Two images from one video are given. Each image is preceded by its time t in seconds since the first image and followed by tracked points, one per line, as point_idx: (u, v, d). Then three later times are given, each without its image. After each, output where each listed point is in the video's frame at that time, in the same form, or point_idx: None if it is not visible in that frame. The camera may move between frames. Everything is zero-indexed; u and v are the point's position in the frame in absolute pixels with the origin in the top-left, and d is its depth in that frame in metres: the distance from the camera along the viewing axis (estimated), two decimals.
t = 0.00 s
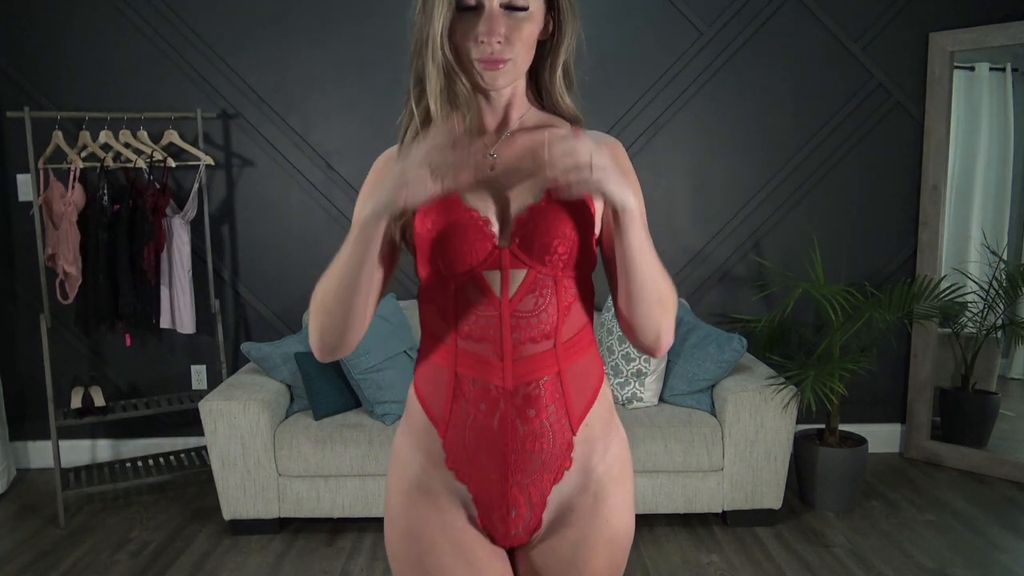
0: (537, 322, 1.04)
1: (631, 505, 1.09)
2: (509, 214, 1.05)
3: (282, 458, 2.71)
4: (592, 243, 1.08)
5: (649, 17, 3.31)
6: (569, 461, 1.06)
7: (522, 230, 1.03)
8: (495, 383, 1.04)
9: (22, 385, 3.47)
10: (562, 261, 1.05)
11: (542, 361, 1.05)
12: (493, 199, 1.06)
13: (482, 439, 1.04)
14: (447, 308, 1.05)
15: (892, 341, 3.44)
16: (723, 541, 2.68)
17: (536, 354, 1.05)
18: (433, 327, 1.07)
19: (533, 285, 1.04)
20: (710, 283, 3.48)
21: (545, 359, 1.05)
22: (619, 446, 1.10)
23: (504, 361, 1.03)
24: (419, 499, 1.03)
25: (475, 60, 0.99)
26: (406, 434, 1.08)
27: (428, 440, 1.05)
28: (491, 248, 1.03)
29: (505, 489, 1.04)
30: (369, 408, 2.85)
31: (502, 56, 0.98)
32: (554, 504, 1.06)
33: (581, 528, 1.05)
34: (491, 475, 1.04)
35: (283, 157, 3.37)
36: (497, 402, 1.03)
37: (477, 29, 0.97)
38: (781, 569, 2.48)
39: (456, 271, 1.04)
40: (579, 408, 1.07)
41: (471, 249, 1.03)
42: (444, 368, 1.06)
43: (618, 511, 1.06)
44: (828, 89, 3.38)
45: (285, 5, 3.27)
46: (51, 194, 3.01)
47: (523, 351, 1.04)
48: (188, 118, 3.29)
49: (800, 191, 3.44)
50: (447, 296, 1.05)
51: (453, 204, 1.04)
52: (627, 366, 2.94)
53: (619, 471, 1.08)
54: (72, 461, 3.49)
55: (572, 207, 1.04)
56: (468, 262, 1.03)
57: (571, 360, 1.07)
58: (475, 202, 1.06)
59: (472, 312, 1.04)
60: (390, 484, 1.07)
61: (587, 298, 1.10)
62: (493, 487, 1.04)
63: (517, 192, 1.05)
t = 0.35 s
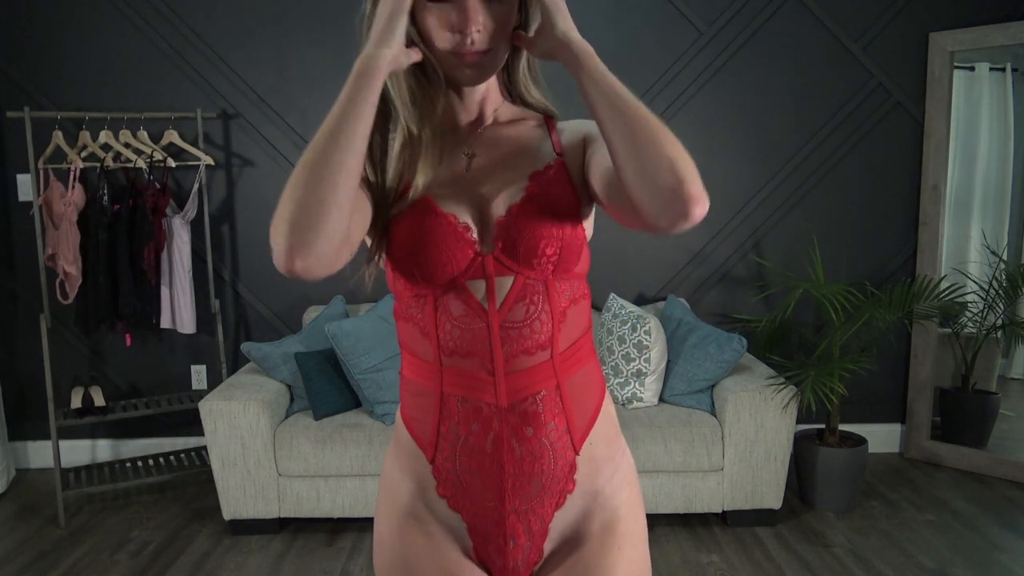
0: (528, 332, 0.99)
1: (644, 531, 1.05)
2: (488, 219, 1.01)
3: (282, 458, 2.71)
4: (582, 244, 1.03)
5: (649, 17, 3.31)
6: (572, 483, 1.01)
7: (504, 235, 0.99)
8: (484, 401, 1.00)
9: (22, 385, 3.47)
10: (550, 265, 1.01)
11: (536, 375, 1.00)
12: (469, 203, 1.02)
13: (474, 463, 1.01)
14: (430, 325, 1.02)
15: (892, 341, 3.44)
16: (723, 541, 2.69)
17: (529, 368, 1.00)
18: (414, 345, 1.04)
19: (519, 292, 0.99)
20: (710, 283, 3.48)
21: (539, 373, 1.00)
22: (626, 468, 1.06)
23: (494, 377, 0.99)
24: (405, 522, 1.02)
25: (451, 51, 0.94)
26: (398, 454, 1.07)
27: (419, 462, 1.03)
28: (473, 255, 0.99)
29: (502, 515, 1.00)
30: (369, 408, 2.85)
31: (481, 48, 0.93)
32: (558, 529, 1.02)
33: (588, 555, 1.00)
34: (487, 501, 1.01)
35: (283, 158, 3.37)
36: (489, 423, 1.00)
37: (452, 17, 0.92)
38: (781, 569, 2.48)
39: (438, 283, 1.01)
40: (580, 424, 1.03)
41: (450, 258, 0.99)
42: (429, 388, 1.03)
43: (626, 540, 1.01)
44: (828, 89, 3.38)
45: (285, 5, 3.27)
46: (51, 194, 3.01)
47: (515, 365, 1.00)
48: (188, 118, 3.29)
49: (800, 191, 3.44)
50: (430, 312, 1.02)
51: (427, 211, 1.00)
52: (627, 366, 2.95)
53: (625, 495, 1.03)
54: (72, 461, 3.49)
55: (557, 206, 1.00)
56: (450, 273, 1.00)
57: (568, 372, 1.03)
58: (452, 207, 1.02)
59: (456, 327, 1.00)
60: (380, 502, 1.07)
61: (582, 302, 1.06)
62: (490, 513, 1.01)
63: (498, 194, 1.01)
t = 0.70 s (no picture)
0: (530, 347, 0.99)
1: (650, 546, 1.06)
2: (486, 226, 1.00)
3: (282, 458, 2.71)
4: (586, 253, 1.02)
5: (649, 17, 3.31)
6: (574, 504, 1.01)
7: (504, 243, 0.98)
8: (486, 419, 0.99)
9: (22, 385, 3.47)
10: (554, 275, 1.00)
11: (539, 393, 1.00)
12: (468, 205, 1.01)
13: (472, 485, 1.00)
14: (426, 337, 1.00)
15: (892, 341, 3.44)
16: (723, 541, 2.68)
17: (532, 386, 1.00)
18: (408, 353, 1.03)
19: (521, 305, 0.99)
20: (710, 283, 3.48)
21: (542, 391, 1.00)
22: (630, 483, 1.07)
23: (494, 396, 0.98)
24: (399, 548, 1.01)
25: (451, 25, 0.93)
26: (391, 471, 1.06)
27: (415, 482, 1.02)
28: (473, 261, 0.98)
29: (501, 538, 1.00)
30: (369, 408, 2.85)
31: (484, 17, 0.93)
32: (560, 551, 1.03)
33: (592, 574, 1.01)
34: (486, 525, 1.00)
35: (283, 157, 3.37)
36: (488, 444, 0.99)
37: None
38: (781, 569, 2.48)
39: (435, 293, 1.00)
40: (583, 444, 1.02)
41: (448, 266, 0.98)
42: (426, 405, 1.02)
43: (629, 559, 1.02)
44: (828, 89, 3.38)
45: (286, 5, 3.27)
46: (50, 194, 3.00)
47: (516, 382, 0.99)
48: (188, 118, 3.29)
49: (800, 191, 3.44)
50: (427, 323, 1.00)
51: (425, 217, 0.99)
52: (627, 366, 2.95)
53: (631, 512, 1.04)
54: (72, 461, 3.49)
55: (561, 215, 0.99)
56: (449, 283, 0.99)
57: (572, 389, 1.02)
58: (450, 210, 1.00)
59: (455, 340, 0.99)
60: (373, 521, 1.06)
61: (585, 313, 1.05)
62: (489, 537, 1.00)
63: (497, 198, 1.01)
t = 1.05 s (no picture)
0: (533, 355, 0.99)
1: (652, 554, 1.08)
2: (491, 228, 1.00)
3: (282, 458, 2.71)
4: (590, 260, 1.03)
5: (650, 17, 3.30)
6: (576, 518, 1.02)
7: (511, 244, 0.98)
8: (487, 430, 0.98)
9: (22, 385, 3.47)
10: (559, 280, 1.00)
11: (541, 405, 1.00)
12: (473, 203, 1.01)
13: (471, 501, 0.99)
14: (424, 342, 0.99)
15: (892, 341, 3.44)
16: (723, 541, 2.68)
17: (534, 398, 0.99)
18: (404, 358, 1.01)
19: (524, 312, 0.99)
20: (710, 283, 3.48)
21: (544, 402, 1.00)
22: (632, 491, 1.08)
23: (496, 408, 0.98)
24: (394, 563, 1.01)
25: (455, 24, 0.94)
26: (383, 483, 1.05)
27: (411, 495, 1.01)
28: (476, 262, 0.98)
29: (501, 555, 0.99)
30: (369, 408, 2.85)
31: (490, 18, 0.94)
32: (560, 567, 1.03)
33: None
34: (485, 541, 1.00)
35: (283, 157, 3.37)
36: (489, 459, 0.98)
37: None
38: (781, 569, 2.48)
39: (436, 295, 0.98)
40: (584, 456, 1.03)
41: (451, 268, 0.97)
42: (423, 416, 1.00)
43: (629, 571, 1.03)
44: (828, 90, 3.38)
45: (285, 4, 3.27)
46: (50, 194, 3.00)
47: (519, 394, 0.99)
48: (188, 118, 3.29)
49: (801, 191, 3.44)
50: (426, 327, 0.99)
51: (428, 215, 0.98)
52: (627, 366, 2.95)
53: (633, 521, 1.05)
54: (72, 461, 3.49)
55: (567, 220, 0.99)
56: (450, 286, 0.98)
57: (573, 401, 1.02)
58: (455, 209, 1.00)
59: (455, 347, 0.98)
60: (365, 533, 1.05)
61: (587, 322, 1.06)
62: (488, 553, 1.00)
63: (503, 198, 1.01)
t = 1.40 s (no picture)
0: (533, 362, 0.99)
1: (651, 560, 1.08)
2: (492, 233, 0.99)
3: (282, 458, 2.71)
4: (591, 265, 1.03)
5: (650, 17, 3.30)
6: (574, 526, 1.02)
7: (512, 249, 0.97)
8: (486, 437, 0.98)
9: (22, 385, 3.47)
10: (560, 286, 1.00)
11: (539, 412, 1.00)
12: (474, 205, 1.01)
13: (468, 508, 0.99)
14: (422, 347, 0.99)
15: (892, 341, 3.44)
16: (723, 541, 2.69)
17: (533, 405, 0.99)
18: (402, 361, 1.01)
19: (524, 319, 0.99)
20: (710, 283, 3.48)
21: (543, 410, 1.00)
22: (632, 496, 1.08)
23: (493, 415, 0.98)
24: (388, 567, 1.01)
25: (454, 22, 0.94)
26: (380, 486, 1.04)
27: (407, 500, 1.01)
28: (475, 266, 0.97)
29: (498, 562, 1.00)
30: (369, 408, 2.85)
31: (488, 15, 0.94)
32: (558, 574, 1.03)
33: None
34: (482, 549, 1.00)
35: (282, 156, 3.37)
36: (486, 466, 0.98)
37: None
38: (781, 569, 2.48)
39: (435, 299, 0.98)
40: (583, 464, 1.02)
41: (450, 274, 0.97)
42: (420, 423, 1.00)
43: None
44: (827, 90, 3.38)
45: (285, 4, 3.27)
46: (50, 194, 3.00)
47: (517, 402, 0.99)
48: (188, 117, 3.29)
49: (800, 191, 3.44)
50: (423, 331, 0.99)
51: (427, 218, 0.98)
52: (627, 366, 2.95)
53: (633, 528, 1.05)
54: (72, 461, 3.49)
55: (568, 224, 0.99)
56: (449, 291, 0.97)
57: (573, 407, 1.02)
58: (455, 211, 1.00)
59: (454, 352, 0.98)
60: (361, 536, 1.05)
61: (588, 327, 1.06)
62: (484, 560, 1.00)
63: (504, 201, 1.01)
